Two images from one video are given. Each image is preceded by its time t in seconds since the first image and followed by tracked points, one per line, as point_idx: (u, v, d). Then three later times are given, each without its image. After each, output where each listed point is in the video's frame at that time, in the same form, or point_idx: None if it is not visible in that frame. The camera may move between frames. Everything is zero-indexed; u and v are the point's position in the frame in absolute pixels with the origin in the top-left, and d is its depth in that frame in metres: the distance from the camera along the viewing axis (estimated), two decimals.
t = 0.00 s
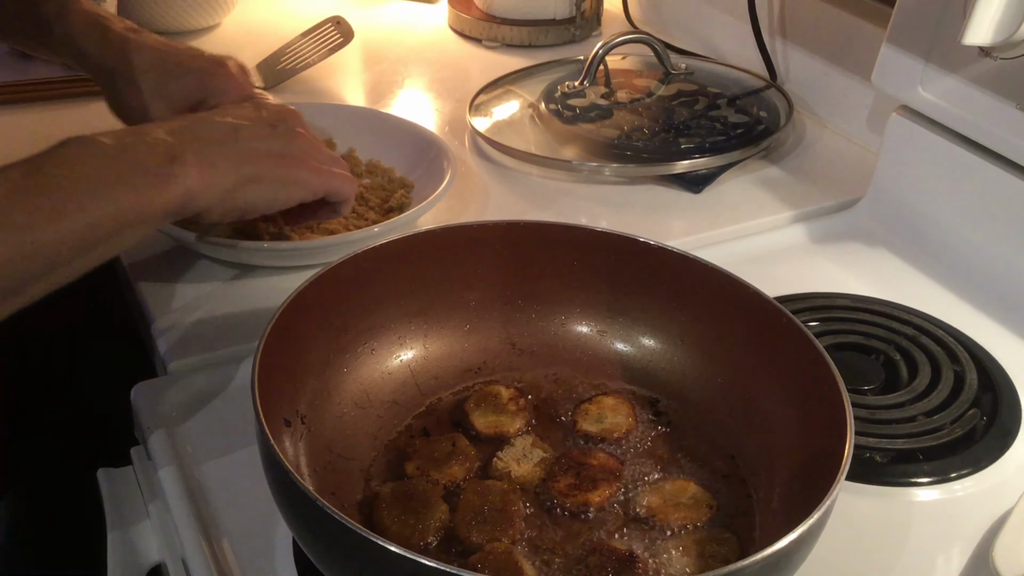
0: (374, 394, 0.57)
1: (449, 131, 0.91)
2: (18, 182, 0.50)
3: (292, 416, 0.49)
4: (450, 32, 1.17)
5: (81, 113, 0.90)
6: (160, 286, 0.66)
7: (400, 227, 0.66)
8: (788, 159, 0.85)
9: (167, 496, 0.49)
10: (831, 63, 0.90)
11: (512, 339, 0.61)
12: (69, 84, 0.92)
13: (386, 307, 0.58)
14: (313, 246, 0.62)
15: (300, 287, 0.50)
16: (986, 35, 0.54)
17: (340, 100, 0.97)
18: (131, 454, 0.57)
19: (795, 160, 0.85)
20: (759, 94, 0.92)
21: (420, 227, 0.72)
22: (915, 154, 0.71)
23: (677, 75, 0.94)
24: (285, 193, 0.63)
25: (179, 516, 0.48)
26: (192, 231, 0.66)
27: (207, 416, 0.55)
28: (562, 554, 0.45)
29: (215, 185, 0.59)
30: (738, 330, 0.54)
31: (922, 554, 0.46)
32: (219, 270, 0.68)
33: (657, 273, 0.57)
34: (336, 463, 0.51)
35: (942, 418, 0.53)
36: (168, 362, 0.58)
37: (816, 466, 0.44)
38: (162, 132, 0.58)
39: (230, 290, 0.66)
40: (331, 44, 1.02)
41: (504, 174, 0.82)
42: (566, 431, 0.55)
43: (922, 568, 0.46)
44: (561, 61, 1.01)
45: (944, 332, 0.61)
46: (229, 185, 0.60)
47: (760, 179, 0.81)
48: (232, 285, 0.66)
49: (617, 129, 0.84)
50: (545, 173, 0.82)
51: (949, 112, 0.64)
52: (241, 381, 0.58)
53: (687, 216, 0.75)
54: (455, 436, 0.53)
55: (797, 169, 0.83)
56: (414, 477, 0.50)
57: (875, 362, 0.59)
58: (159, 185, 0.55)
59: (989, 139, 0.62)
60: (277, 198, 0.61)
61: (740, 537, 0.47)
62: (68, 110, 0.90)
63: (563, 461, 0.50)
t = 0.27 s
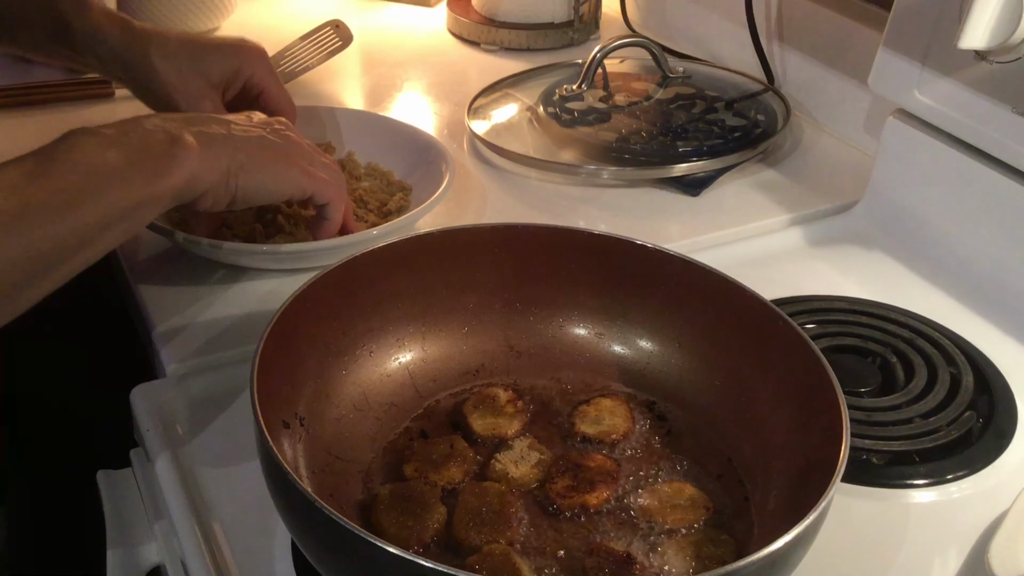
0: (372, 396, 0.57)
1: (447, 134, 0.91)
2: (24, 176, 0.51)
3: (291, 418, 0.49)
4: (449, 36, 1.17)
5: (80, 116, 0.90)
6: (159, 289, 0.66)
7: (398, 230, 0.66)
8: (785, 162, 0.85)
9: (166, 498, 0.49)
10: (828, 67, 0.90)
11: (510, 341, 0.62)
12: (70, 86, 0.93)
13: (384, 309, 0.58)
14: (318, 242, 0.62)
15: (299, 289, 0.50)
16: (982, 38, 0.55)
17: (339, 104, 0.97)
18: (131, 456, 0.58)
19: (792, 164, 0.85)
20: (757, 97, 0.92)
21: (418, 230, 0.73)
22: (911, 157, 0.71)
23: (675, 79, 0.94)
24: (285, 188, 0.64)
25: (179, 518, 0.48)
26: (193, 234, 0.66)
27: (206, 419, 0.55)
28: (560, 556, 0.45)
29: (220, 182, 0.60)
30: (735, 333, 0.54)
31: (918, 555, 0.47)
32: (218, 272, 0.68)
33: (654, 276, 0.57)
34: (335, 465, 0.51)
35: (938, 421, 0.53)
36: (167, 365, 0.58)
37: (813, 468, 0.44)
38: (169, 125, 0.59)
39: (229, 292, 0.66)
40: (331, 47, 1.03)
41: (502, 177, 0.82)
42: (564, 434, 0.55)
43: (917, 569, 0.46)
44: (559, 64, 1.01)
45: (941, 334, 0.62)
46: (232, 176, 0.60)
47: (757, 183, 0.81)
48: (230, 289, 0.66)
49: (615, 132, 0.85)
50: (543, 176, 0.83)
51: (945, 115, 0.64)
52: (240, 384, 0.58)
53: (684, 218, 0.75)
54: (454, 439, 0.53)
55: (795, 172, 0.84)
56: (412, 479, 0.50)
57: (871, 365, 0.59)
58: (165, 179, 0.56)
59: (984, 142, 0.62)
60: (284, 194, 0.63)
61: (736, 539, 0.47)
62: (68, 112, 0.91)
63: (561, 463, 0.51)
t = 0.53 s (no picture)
0: (375, 397, 0.57)
1: (449, 137, 0.91)
2: (30, 180, 0.51)
3: (295, 419, 0.50)
4: (450, 39, 1.18)
5: (83, 118, 0.91)
6: (163, 291, 0.66)
7: (401, 231, 0.67)
8: (786, 164, 0.85)
9: (171, 499, 0.49)
10: (828, 70, 0.90)
11: (513, 343, 0.62)
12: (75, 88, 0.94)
13: (387, 311, 0.58)
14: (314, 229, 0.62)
15: (302, 290, 0.50)
16: (983, 42, 0.55)
17: (341, 106, 0.98)
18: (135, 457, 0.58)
19: (793, 166, 0.85)
20: (758, 100, 0.92)
21: (421, 232, 0.73)
22: (911, 160, 0.71)
23: (676, 81, 0.95)
24: (287, 186, 0.65)
25: (184, 518, 0.48)
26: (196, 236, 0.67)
27: (210, 420, 0.55)
28: (563, 556, 0.45)
29: (226, 182, 0.60)
30: (736, 334, 0.55)
31: (920, 555, 0.47)
32: (221, 274, 0.68)
33: (656, 277, 0.58)
34: (338, 465, 0.51)
35: (939, 422, 0.54)
36: (171, 366, 0.58)
37: (815, 468, 0.45)
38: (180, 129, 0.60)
39: (232, 293, 0.66)
40: (333, 50, 1.03)
41: (504, 179, 0.82)
42: (566, 434, 0.55)
43: (919, 569, 0.46)
44: (561, 67, 1.02)
45: (941, 336, 0.62)
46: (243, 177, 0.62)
47: (758, 185, 0.82)
48: (234, 290, 0.67)
49: (616, 135, 0.85)
50: (545, 178, 0.83)
51: (946, 117, 0.64)
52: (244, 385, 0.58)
53: (686, 220, 0.76)
54: (456, 439, 0.53)
55: (795, 174, 0.84)
56: (416, 479, 0.50)
57: (872, 366, 0.59)
58: (176, 182, 0.56)
59: (984, 144, 0.63)
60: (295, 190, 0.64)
61: (738, 539, 0.47)
62: (71, 114, 0.92)
63: (564, 464, 0.51)
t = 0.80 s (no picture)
0: (377, 398, 0.57)
1: (450, 138, 0.91)
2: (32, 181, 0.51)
3: (297, 420, 0.50)
4: (451, 40, 1.18)
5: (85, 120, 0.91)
6: (165, 291, 0.66)
7: (403, 232, 0.67)
8: (787, 166, 0.86)
9: (173, 499, 0.49)
10: (829, 71, 0.90)
11: (514, 344, 0.62)
12: (77, 91, 0.94)
13: (389, 312, 0.58)
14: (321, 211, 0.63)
15: (305, 292, 0.51)
16: (984, 43, 0.55)
17: (342, 107, 0.98)
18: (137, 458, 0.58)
19: (794, 167, 0.85)
20: (758, 101, 0.93)
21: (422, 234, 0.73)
22: (911, 161, 0.71)
23: (677, 83, 0.95)
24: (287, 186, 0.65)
25: (186, 519, 0.48)
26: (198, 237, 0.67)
27: (212, 421, 0.55)
28: (564, 557, 0.45)
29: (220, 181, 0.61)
30: (738, 336, 0.55)
31: (920, 556, 0.47)
32: (223, 275, 0.69)
33: (657, 279, 0.58)
34: (340, 466, 0.52)
35: (940, 423, 0.54)
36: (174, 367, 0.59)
37: (816, 470, 0.45)
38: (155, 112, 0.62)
39: (234, 295, 0.66)
40: (334, 51, 1.03)
41: (505, 180, 0.83)
42: (568, 435, 0.55)
43: (919, 571, 0.46)
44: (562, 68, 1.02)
45: (942, 337, 0.62)
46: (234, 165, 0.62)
47: (759, 186, 0.82)
48: (236, 291, 0.67)
49: (617, 136, 0.85)
50: (546, 179, 0.83)
51: (946, 119, 0.65)
52: (246, 385, 0.58)
53: (686, 222, 0.76)
54: (458, 440, 0.53)
55: (796, 176, 0.84)
56: (417, 480, 0.50)
57: (873, 368, 0.59)
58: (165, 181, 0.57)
59: (984, 146, 0.63)
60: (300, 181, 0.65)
61: (739, 541, 0.47)
62: (73, 116, 0.92)
63: (565, 465, 0.51)
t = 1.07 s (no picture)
0: (377, 401, 0.57)
1: (450, 140, 0.91)
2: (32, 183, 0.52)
3: (297, 422, 0.50)
4: (451, 42, 1.18)
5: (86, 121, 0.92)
6: (165, 293, 0.67)
7: (403, 234, 0.67)
8: (787, 168, 0.86)
9: (174, 501, 0.49)
10: (829, 73, 0.90)
11: (514, 346, 0.62)
12: (78, 93, 0.94)
13: (389, 314, 0.58)
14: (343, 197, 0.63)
15: (305, 294, 0.51)
16: (984, 45, 0.55)
17: (342, 109, 0.98)
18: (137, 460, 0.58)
19: (794, 169, 0.85)
20: (758, 103, 0.93)
21: (422, 236, 0.73)
22: (911, 163, 0.71)
23: (676, 85, 0.95)
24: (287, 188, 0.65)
25: (186, 521, 0.48)
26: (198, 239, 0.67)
27: (213, 424, 0.55)
28: (564, 559, 0.45)
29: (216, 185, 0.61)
30: (738, 338, 0.55)
31: (920, 558, 0.47)
32: (223, 277, 0.69)
33: (657, 282, 0.58)
34: (340, 469, 0.52)
35: (940, 425, 0.54)
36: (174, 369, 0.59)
37: (816, 472, 0.45)
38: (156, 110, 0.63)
39: (234, 297, 0.66)
40: (334, 53, 1.03)
41: (505, 182, 0.83)
42: (568, 437, 0.55)
43: (918, 572, 0.46)
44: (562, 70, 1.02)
45: (941, 339, 0.62)
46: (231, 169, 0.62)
47: (758, 188, 0.82)
48: (236, 293, 0.67)
49: (617, 138, 0.85)
50: (546, 181, 0.83)
51: (945, 120, 0.65)
52: (246, 388, 0.58)
53: (686, 224, 0.76)
54: (458, 443, 0.54)
55: (796, 178, 0.84)
56: (418, 482, 0.50)
57: (873, 370, 0.59)
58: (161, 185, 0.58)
59: (984, 148, 0.63)
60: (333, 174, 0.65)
61: (739, 543, 0.47)
62: (73, 119, 0.92)
63: (566, 467, 0.51)
